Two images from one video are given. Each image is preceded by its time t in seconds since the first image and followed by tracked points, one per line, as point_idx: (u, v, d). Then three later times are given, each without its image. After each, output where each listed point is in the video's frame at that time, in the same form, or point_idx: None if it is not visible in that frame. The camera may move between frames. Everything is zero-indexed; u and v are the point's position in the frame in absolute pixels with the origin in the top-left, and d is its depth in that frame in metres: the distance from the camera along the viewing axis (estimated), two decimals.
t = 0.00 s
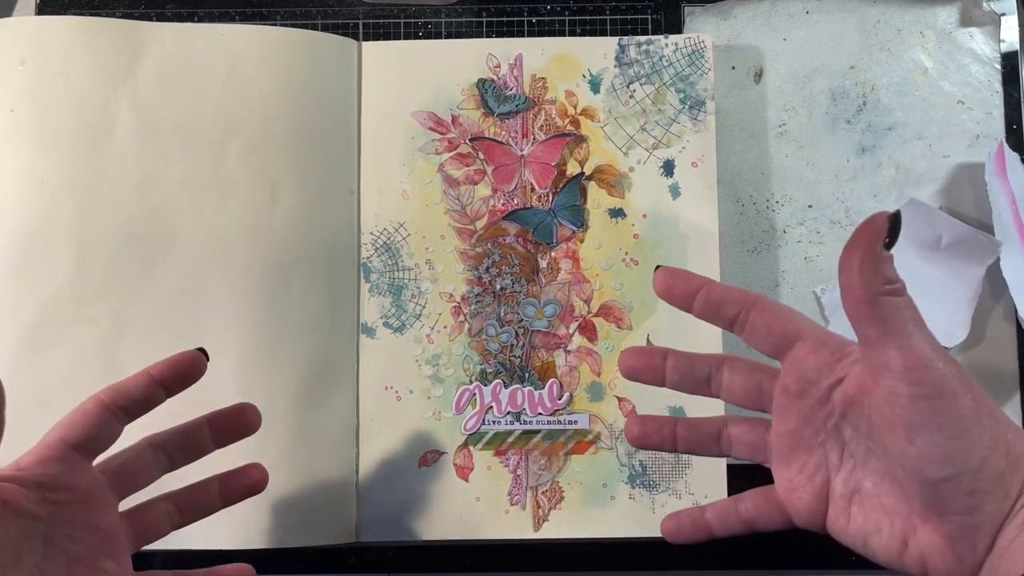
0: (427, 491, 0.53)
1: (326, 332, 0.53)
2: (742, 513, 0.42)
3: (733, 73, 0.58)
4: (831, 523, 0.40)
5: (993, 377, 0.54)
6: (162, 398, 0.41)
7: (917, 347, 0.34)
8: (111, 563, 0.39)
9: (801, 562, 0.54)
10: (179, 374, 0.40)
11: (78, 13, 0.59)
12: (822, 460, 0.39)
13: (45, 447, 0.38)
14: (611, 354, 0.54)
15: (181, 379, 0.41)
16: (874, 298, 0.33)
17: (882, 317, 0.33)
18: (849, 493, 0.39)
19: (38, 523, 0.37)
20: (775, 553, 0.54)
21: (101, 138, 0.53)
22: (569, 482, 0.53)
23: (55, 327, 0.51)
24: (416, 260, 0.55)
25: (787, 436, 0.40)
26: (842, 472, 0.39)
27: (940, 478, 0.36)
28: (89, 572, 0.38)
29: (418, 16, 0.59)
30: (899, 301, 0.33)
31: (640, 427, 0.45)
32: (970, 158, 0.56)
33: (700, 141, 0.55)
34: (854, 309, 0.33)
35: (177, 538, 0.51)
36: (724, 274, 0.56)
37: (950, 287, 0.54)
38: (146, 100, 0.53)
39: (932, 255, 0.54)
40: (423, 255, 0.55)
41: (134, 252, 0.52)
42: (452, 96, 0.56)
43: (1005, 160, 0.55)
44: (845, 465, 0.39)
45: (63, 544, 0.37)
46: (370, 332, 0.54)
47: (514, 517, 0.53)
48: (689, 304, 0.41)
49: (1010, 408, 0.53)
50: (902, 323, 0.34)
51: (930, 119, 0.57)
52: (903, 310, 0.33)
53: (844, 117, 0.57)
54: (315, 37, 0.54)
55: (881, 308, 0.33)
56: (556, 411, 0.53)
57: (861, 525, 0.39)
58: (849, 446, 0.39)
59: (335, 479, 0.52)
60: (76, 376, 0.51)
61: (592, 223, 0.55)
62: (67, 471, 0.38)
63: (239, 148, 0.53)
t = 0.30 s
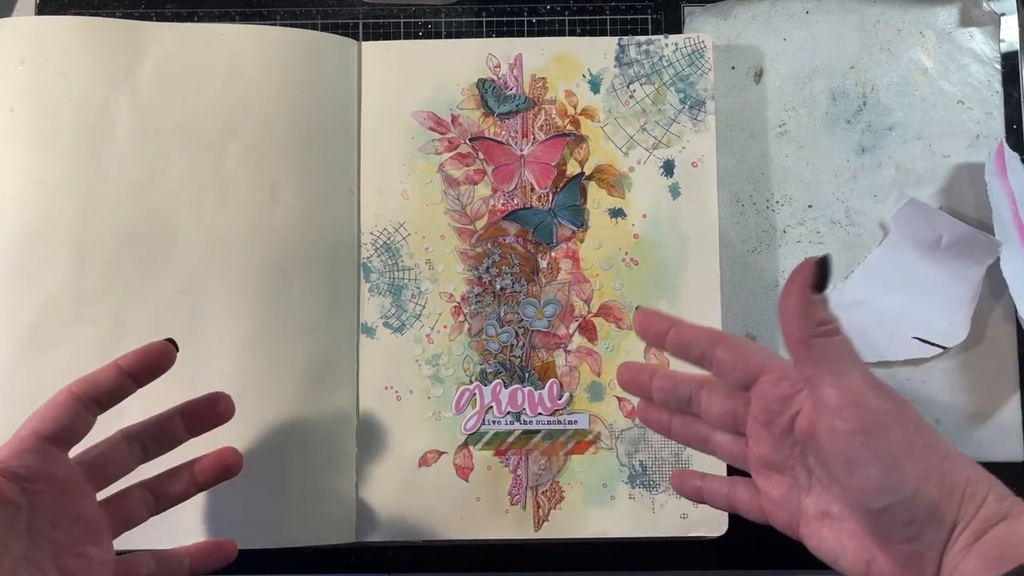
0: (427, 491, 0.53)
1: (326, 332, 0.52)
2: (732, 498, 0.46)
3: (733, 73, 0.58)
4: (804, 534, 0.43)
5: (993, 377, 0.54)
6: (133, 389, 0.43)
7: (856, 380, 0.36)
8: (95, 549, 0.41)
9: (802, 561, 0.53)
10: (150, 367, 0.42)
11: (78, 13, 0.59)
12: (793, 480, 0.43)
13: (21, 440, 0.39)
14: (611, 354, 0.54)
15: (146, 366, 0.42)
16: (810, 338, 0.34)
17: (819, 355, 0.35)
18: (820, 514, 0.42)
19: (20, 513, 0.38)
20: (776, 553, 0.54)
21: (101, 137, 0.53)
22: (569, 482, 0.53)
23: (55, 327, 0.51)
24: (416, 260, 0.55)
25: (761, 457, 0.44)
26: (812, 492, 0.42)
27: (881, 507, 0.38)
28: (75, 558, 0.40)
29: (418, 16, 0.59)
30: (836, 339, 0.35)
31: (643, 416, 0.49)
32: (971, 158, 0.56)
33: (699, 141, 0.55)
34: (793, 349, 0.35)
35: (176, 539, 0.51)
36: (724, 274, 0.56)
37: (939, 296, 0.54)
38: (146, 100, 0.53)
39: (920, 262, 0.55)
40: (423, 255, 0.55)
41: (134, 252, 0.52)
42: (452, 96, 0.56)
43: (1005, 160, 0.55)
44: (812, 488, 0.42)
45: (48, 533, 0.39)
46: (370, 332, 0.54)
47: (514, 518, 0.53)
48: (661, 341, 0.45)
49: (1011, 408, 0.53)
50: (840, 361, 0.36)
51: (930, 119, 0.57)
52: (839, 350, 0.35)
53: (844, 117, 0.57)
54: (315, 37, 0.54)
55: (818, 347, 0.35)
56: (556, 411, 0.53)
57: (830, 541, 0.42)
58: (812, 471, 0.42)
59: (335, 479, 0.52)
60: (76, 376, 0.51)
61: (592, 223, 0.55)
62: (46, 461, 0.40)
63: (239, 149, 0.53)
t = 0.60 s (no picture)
0: (427, 491, 0.53)
1: (325, 332, 0.52)
2: (812, 461, 0.40)
3: (733, 73, 0.58)
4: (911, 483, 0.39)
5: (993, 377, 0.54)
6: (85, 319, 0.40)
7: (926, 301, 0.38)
8: (46, 490, 0.40)
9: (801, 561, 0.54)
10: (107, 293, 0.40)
11: (78, 13, 0.59)
12: (912, 415, 0.38)
13: None
14: (611, 354, 0.54)
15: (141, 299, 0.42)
16: (837, 244, 0.38)
17: None
18: (943, 451, 0.37)
19: None
20: (776, 553, 0.54)
21: (100, 137, 0.53)
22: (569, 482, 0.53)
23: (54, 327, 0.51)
24: (416, 260, 0.55)
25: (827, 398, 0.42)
26: (934, 427, 0.37)
27: None
28: (26, 500, 0.39)
29: (418, 16, 0.59)
30: (870, 246, 0.38)
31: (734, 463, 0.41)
32: (971, 158, 0.56)
33: (699, 141, 0.55)
34: (789, 237, 0.38)
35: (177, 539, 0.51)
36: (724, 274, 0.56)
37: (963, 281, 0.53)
38: (147, 99, 0.53)
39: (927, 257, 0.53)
40: (423, 255, 0.55)
41: (134, 252, 0.52)
42: (452, 95, 0.56)
43: (1005, 160, 0.55)
44: (936, 422, 0.37)
45: None
46: (370, 332, 0.54)
47: (514, 518, 0.53)
48: (708, 282, 0.40)
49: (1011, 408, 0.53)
50: None
51: (930, 119, 0.57)
52: (879, 257, 0.38)
53: (844, 117, 0.57)
54: (315, 37, 0.54)
55: (852, 252, 0.38)
56: (556, 411, 0.53)
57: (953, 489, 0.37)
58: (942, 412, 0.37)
59: (335, 479, 0.52)
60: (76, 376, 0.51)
61: (592, 223, 0.55)
62: None
63: (239, 148, 0.53)
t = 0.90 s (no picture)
0: (427, 491, 0.53)
1: (326, 332, 0.52)
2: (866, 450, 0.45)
3: (733, 73, 0.58)
4: (921, 481, 0.43)
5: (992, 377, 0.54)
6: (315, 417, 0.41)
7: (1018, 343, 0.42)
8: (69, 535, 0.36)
9: (802, 561, 0.54)
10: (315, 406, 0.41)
11: (78, 13, 0.59)
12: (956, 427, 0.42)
13: (163, 451, 0.37)
14: (612, 354, 0.54)
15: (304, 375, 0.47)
16: (967, 309, 0.44)
17: None
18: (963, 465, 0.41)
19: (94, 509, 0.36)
20: (775, 553, 0.54)
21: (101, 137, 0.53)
22: (569, 482, 0.53)
23: (55, 327, 0.51)
24: (416, 260, 0.55)
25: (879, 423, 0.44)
26: (968, 445, 0.41)
27: None
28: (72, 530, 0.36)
29: (418, 16, 0.59)
30: (990, 317, 0.44)
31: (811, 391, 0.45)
32: (971, 157, 0.56)
33: (699, 140, 0.55)
34: (927, 298, 0.45)
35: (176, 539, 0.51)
36: (724, 274, 0.56)
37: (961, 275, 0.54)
38: (147, 99, 0.53)
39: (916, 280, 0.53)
40: (423, 255, 0.55)
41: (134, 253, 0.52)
42: (452, 95, 0.56)
43: (1006, 160, 0.55)
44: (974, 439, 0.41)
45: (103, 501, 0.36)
46: (370, 332, 0.54)
47: (514, 518, 0.53)
48: (861, 295, 0.47)
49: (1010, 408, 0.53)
50: None
51: (929, 119, 0.57)
52: (989, 322, 0.43)
53: (844, 117, 0.57)
54: (315, 37, 0.54)
55: (974, 316, 0.44)
56: (556, 411, 0.53)
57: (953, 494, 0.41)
58: (990, 428, 0.41)
59: (336, 479, 0.52)
60: (76, 376, 0.51)
61: (592, 223, 0.55)
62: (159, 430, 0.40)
63: (239, 148, 0.53)
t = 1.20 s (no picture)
0: (427, 491, 0.53)
1: (325, 332, 0.52)
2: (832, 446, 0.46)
3: (733, 73, 0.58)
4: (889, 481, 0.43)
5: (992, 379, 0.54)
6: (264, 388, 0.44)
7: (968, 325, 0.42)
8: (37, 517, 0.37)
9: (802, 562, 0.54)
10: (259, 378, 0.43)
11: (78, 13, 0.59)
12: (915, 424, 0.42)
13: (122, 430, 0.39)
14: (612, 354, 0.54)
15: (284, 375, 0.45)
16: (912, 294, 0.44)
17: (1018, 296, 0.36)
18: (926, 460, 0.41)
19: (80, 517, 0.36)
20: (776, 553, 0.54)
21: (101, 137, 0.53)
22: (569, 482, 0.53)
23: (55, 327, 0.51)
24: (416, 260, 0.55)
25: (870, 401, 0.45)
26: (929, 440, 0.42)
27: (1016, 441, 0.37)
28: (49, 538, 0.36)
29: (418, 16, 0.59)
30: (935, 299, 0.43)
31: (764, 402, 0.46)
32: (971, 157, 0.56)
33: (700, 140, 0.55)
34: (871, 286, 0.45)
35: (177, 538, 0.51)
36: (724, 274, 0.56)
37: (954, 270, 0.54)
38: (147, 99, 0.53)
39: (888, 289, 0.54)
40: (423, 255, 0.55)
41: (135, 252, 0.52)
42: (452, 95, 0.56)
43: (1005, 160, 0.55)
44: (934, 433, 0.41)
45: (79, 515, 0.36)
46: (370, 332, 0.54)
47: (515, 518, 0.53)
48: (805, 293, 0.46)
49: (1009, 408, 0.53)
50: None
51: (930, 119, 0.57)
52: (933, 307, 0.43)
53: (844, 117, 0.57)
54: (315, 37, 0.54)
55: (918, 302, 0.43)
56: (556, 411, 0.53)
57: (914, 487, 0.42)
58: (947, 422, 0.41)
59: (336, 479, 0.52)
60: (76, 376, 0.51)
61: (592, 223, 0.55)
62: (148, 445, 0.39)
63: (239, 149, 0.53)
